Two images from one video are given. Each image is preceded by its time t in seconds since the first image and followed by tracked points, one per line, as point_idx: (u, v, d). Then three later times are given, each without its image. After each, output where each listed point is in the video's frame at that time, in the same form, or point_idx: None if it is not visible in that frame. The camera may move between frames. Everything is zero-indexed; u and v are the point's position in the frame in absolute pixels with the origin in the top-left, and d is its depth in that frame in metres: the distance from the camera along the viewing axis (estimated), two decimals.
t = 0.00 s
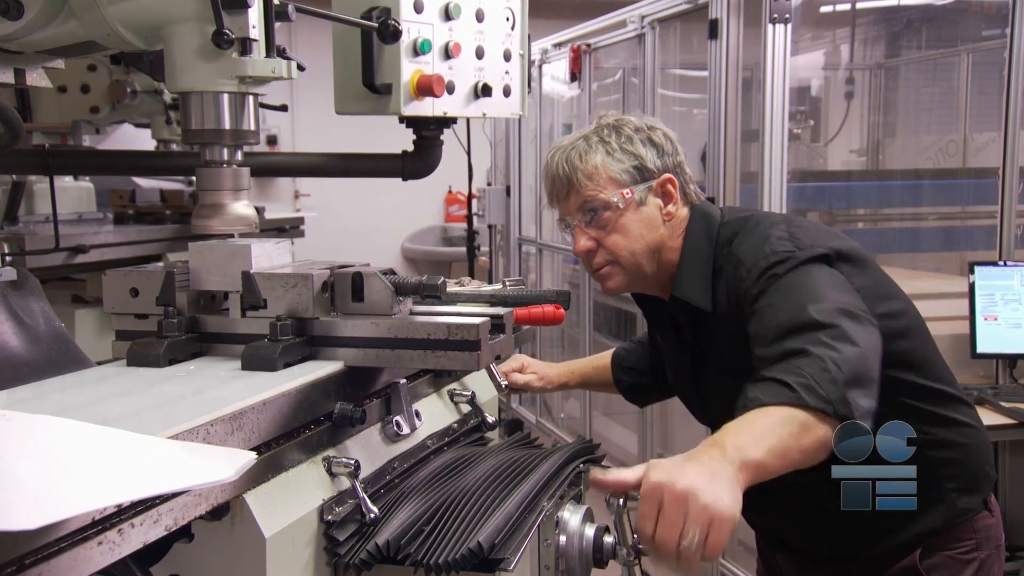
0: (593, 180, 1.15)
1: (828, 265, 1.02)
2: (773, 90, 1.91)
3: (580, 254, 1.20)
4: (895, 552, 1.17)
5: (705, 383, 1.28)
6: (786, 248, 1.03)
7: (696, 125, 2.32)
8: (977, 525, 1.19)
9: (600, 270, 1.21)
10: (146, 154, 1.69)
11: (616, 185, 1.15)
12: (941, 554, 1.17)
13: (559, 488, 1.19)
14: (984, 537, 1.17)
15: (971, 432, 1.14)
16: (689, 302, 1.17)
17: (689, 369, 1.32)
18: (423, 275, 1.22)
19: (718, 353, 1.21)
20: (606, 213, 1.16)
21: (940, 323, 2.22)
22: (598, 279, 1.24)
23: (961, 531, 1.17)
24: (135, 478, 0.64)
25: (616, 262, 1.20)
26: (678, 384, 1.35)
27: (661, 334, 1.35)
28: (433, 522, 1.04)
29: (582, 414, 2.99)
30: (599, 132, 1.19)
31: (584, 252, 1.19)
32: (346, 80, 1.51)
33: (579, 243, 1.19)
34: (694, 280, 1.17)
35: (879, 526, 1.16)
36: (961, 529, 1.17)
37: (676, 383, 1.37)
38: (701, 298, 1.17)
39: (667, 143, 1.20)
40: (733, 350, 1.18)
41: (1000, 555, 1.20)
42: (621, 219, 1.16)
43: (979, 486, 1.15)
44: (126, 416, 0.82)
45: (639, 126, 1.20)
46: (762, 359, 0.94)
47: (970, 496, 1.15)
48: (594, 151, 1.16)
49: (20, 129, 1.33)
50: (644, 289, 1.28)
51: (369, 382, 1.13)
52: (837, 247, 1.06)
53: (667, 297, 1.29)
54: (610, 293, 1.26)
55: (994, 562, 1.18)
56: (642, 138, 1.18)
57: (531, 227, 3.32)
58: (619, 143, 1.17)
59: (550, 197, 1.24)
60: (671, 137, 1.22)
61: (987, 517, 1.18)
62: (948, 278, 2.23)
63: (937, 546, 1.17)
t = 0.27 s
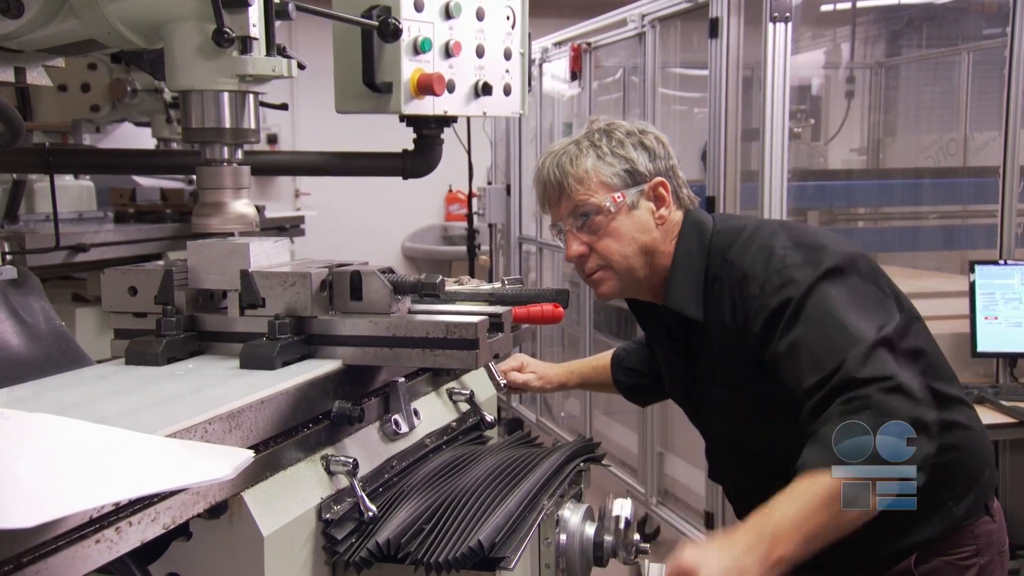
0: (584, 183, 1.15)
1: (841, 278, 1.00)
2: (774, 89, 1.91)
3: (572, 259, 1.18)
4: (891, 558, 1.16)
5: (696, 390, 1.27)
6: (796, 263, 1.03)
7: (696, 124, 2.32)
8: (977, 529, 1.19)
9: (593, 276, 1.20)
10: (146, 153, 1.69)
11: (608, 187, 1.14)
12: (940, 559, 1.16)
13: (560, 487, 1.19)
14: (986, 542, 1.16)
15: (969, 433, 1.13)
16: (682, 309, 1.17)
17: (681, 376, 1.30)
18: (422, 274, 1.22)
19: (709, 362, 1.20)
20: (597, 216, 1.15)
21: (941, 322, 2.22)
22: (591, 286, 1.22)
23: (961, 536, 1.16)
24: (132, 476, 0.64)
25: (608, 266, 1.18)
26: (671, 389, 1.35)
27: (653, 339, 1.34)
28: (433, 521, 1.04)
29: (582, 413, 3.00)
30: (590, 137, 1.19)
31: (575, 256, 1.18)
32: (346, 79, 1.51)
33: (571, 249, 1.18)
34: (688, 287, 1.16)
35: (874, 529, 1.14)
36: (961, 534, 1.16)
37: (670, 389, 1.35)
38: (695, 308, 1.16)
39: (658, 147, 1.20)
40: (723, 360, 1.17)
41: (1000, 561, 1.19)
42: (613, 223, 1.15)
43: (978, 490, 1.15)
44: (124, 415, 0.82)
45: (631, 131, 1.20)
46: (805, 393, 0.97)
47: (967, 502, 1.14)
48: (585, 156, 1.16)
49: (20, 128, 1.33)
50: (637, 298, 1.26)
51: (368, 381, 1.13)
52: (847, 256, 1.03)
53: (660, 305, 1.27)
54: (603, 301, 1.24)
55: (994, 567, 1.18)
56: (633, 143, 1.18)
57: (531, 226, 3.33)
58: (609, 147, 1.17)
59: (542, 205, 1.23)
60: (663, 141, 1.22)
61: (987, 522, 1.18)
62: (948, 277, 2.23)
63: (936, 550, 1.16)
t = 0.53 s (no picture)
0: (582, 185, 1.15)
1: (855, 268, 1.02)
2: (774, 88, 1.91)
3: (571, 260, 1.18)
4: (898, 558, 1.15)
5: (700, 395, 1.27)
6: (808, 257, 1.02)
7: (697, 123, 2.32)
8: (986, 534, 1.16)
9: (592, 278, 1.19)
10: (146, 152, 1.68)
11: (606, 189, 1.14)
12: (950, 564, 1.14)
13: (561, 485, 1.19)
14: (996, 547, 1.15)
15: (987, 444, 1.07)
16: (686, 315, 1.17)
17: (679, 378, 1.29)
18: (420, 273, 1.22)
19: (714, 365, 1.20)
20: (596, 218, 1.15)
21: (942, 321, 2.22)
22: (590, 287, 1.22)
23: (972, 543, 1.14)
24: (127, 474, 0.64)
25: (607, 269, 1.18)
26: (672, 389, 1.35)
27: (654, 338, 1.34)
28: (434, 518, 1.04)
29: (583, 411, 3.00)
30: (589, 136, 1.18)
31: (574, 259, 1.18)
32: (346, 77, 1.51)
33: (570, 250, 1.18)
34: (690, 293, 1.16)
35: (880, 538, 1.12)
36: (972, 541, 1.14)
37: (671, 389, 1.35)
38: (698, 313, 1.16)
39: (659, 146, 1.19)
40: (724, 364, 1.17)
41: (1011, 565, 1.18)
42: (613, 224, 1.15)
43: (988, 500, 1.11)
44: (122, 413, 0.82)
45: (631, 130, 1.20)
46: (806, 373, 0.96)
47: (980, 512, 1.11)
48: (583, 156, 1.16)
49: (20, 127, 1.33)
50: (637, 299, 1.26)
51: (364, 379, 1.13)
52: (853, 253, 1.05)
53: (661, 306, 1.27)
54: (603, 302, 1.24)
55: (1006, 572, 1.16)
56: (633, 142, 1.18)
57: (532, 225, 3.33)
58: (608, 147, 1.17)
59: (540, 206, 1.23)
60: (663, 140, 1.22)
61: (999, 527, 1.16)
62: (949, 275, 2.23)
63: (946, 557, 1.14)
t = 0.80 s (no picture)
0: (584, 180, 1.14)
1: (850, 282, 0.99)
2: (775, 86, 1.91)
3: (571, 255, 1.19)
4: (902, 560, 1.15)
5: (699, 398, 1.27)
6: (801, 268, 1.00)
7: (698, 121, 2.31)
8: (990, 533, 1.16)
9: (591, 272, 1.20)
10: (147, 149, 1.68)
11: (608, 185, 1.14)
12: (954, 565, 1.14)
13: (562, 483, 1.19)
14: (1000, 548, 1.15)
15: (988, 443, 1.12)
16: (682, 317, 1.17)
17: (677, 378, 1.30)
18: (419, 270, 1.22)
19: (713, 367, 1.20)
20: (597, 214, 1.15)
21: (943, 319, 2.22)
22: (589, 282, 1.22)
23: (975, 542, 1.14)
24: (124, 471, 0.64)
25: (607, 264, 1.18)
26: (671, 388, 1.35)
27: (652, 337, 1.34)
28: (435, 517, 1.04)
29: (584, 410, 3.00)
30: (593, 131, 1.18)
31: (574, 253, 1.18)
32: (346, 75, 1.51)
33: (570, 245, 1.18)
34: (688, 294, 1.16)
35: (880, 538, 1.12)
36: (976, 540, 1.14)
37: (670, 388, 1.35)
38: (694, 315, 1.16)
39: (662, 143, 1.19)
40: (721, 366, 1.17)
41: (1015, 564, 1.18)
42: (613, 220, 1.15)
43: (991, 501, 1.13)
44: (119, 410, 0.82)
45: (634, 125, 1.20)
46: (805, 390, 0.93)
47: (984, 512, 1.13)
48: (586, 150, 1.16)
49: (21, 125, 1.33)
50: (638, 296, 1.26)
51: (362, 377, 1.13)
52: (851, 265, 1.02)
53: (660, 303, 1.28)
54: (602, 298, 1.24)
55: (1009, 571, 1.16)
56: (636, 138, 1.18)
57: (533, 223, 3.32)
58: (612, 142, 1.17)
59: (541, 197, 1.23)
60: (667, 136, 1.21)
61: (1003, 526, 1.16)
62: (950, 273, 2.23)
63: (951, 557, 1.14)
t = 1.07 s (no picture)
0: (582, 176, 1.15)
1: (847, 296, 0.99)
2: (778, 83, 1.90)
3: (568, 250, 1.19)
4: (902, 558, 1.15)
5: (699, 396, 1.26)
6: (795, 280, 1.01)
7: (701, 118, 2.31)
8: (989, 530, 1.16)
9: (588, 268, 1.20)
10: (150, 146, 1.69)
11: (606, 181, 1.14)
12: (952, 561, 1.14)
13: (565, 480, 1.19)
14: (998, 544, 1.15)
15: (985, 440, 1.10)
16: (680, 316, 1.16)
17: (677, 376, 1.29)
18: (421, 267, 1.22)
19: (711, 369, 1.19)
20: (594, 210, 1.15)
21: (947, 317, 2.21)
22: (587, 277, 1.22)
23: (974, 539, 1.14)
24: (124, 467, 0.64)
25: (603, 260, 1.18)
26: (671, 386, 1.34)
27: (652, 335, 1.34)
28: (437, 514, 1.03)
29: (587, 407, 3.00)
30: (593, 127, 1.18)
31: (571, 249, 1.18)
32: (349, 72, 1.50)
33: (568, 240, 1.19)
34: (685, 292, 1.16)
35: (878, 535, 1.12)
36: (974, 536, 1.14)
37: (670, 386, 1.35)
38: (695, 314, 1.15)
39: (663, 140, 1.19)
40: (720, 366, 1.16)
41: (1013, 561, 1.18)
42: (611, 217, 1.15)
43: (991, 500, 1.13)
44: (121, 407, 0.82)
45: (635, 122, 1.20)
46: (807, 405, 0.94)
47: (984, 512, 1.12)
48: (586, 147, 1.16)
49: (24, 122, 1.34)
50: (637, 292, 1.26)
51: (363, 374, 1.13)
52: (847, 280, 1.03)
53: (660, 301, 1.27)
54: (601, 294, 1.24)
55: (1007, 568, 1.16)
56: (636, 134, 1.18)
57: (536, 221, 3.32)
58: (611, 138, 1.17)
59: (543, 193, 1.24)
60: (668, 133, 1.21)
61: (1001, 523, 1.16)
62: (954, 271, 2.23)
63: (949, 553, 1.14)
